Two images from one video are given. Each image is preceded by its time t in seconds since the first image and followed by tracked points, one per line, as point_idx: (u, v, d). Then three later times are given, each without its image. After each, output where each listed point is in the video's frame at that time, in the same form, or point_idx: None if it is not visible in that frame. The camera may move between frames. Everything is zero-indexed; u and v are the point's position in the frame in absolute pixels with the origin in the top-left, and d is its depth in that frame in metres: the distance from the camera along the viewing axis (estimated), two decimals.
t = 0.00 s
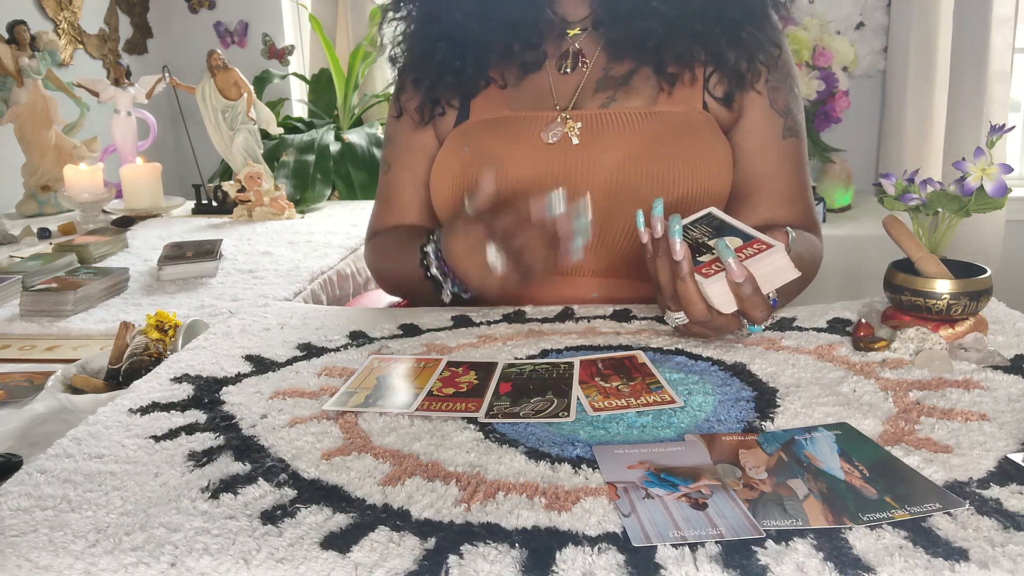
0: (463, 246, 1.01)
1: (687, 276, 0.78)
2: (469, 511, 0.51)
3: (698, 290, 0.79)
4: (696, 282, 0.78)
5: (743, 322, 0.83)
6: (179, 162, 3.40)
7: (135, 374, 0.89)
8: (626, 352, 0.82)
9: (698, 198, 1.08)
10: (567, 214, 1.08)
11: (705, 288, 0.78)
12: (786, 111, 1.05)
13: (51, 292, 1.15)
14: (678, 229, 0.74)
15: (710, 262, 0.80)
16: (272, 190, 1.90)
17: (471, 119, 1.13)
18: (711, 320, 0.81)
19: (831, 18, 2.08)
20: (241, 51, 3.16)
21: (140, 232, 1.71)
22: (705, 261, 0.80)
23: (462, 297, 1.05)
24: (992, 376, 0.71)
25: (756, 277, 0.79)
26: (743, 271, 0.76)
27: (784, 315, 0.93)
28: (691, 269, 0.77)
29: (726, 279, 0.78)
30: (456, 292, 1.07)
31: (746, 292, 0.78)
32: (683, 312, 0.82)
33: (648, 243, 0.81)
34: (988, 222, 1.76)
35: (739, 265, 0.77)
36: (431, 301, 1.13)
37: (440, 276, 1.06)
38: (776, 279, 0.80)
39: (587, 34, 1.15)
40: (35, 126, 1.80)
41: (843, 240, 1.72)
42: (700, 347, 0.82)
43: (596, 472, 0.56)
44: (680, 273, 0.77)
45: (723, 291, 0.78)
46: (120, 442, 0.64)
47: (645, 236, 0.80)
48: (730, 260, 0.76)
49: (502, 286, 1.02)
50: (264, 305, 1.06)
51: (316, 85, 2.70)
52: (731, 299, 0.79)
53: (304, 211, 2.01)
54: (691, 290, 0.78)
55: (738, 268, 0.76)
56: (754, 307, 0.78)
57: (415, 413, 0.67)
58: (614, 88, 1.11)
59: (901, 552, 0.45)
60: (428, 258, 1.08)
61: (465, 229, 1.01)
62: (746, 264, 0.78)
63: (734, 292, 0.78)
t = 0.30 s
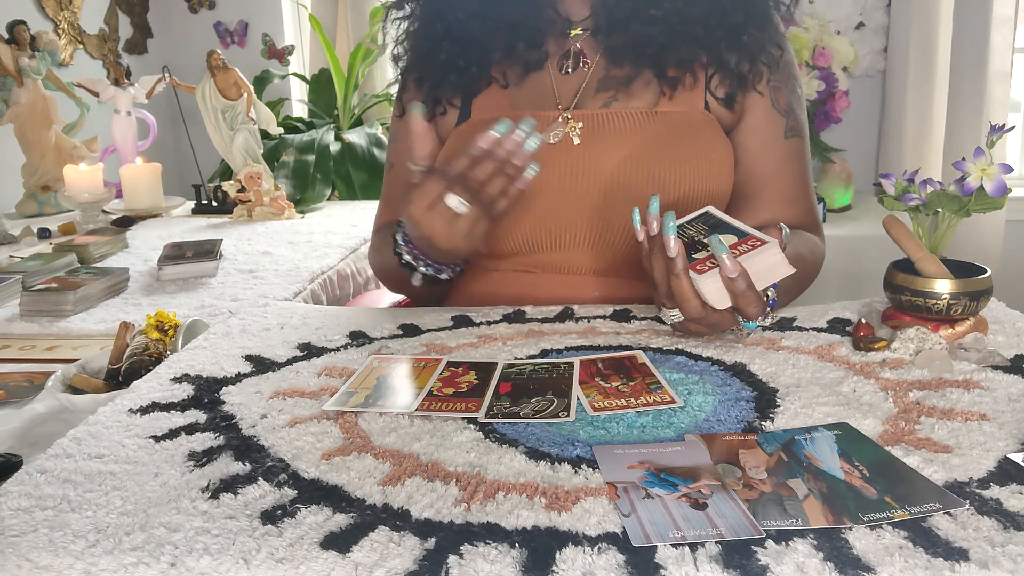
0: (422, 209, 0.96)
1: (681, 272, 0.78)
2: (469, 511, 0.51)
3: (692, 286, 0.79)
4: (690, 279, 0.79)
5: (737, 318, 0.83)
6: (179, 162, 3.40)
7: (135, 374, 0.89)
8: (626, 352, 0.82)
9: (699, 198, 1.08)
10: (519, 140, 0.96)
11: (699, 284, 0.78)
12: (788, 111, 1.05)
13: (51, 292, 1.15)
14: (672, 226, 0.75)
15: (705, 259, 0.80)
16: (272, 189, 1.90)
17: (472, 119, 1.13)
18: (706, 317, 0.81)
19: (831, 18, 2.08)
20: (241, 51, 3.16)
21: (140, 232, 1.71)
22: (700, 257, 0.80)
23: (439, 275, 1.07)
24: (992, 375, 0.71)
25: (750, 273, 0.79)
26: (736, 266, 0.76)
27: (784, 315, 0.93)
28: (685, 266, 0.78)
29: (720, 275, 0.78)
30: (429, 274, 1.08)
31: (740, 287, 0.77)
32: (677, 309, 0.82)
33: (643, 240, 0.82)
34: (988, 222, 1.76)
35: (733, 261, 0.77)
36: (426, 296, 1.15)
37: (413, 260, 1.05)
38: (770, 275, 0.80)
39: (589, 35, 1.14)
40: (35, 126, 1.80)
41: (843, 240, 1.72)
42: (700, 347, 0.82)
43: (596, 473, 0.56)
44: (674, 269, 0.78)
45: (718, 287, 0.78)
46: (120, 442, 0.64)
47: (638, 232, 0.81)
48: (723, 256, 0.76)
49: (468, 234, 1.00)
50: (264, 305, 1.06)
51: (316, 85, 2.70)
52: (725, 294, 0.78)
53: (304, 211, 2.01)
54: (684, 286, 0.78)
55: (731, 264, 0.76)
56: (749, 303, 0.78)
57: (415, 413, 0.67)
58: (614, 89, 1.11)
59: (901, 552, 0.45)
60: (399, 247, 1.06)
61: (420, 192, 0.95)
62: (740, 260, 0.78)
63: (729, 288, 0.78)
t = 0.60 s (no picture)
0: (442, 248, 0.97)
1: (681, 273, 0.78)
2: (469, 511, 0.51)
3: (692, 287, 0.79)
4: (690, 280, 0.79)
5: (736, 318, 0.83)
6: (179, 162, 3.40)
7: (135, 374, 0.89)
8: (626, 352, 0.82)
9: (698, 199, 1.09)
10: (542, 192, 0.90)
11: (698, 285, 0.78)
12: (787, 112, 1.05)
13: (51, 292, 1.15)
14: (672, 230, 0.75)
15: (703, 260, 0.80)
16: (272, 189, 1.90)
17: (471, 118, 1.13)
18: (706, 317, 0.81)
19: (831, 18, 2.08)
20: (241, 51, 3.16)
21: (140, 232, 1.71)
22: (699, 258, 0.81)
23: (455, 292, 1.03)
24: (992, 376, 0.71)
25: (749, 273, 0.79)
26: (736, 267, 0.76)
27: (785, 315, 0.93)
28: (684, 266, 0.78)
29: (720, 276, 0.78)
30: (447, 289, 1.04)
31: (740, 287, 0.78)
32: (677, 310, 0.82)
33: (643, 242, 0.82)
34: (988, 222, 1.76)
35: (732, 261, 0.77)
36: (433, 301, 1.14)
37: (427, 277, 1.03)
38: (768, 276, 0.80)
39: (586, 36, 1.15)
40: (35, 126, 1.80)
41: (843, 240, 1.72)
42: (700, 347, 0.82)
43: (596, 472, 0.56)
44: (674, 270, 0.78)
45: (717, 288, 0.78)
46: (120, 442, 0.64)
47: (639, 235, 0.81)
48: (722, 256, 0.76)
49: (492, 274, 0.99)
50: (264, 305, 1.06)
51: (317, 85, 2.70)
52: (725, 295, 0.78)
53: (304, 211, 2.01)
54: (684, 287, 0.78)
55: (731, 264, 0.76)
56: (749, 303, 0.78)
57: (415, 413, 0.67)
58: (612, 91, 1.12)
59: (901, 552, 0.45)
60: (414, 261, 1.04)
61: (443, 232, 0.96)
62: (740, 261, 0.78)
63: (729, 289, 0.78)
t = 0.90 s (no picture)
0: (453, 255, 0.97)
1: (681, 275, 0.78)
2: (469, 511, 0.51)
3: (693, 289, 0.79)
4: (690, 282, 0.79)
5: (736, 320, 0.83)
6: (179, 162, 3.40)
7: (135, 374, 0.89)
8: (626, 352, 0.82)
9: (698, 198, 1.09)
10: (564, 224, 0.97)
11: (698, 287, 0.78)
12: (786, 112, 1.05)
13: (51, 292, 1.15)
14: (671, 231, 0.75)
15: (703, 261, 0.80)
16: (272, 190, 1.90)
17: (471, 117, 1.13)
18: (706, 319, 0.81)
19: (831, 18, 2.08)
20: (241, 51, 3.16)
21: (140, 232, 1.71)
22: (699, 260, 0.81)
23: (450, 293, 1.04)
24: (992, 375, 0.71)
25: (749, 275, 0.79)
26: (736, 269, 0.77)
27: (785, 314, 0.93)
28: (684, 268, 0.78)
29: (719, 278, 0.78)
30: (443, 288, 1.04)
31: (740, 289, 0.78)
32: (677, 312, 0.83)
33: (643, 243, 0.82)
34: (988, 222, 1.76)
35: (732, 263, 0.77)
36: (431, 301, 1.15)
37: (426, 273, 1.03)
38: (768, 277, 0.80)
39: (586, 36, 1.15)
40: (35, 126, 1.80)
41: (842, 240, 1.72)
42: (700, 347, 0.82)
43: (597, 472, 0.56)
44: (674, 272, 0.78)
45: (717, 289, 0.78)
46: (120, 442, 0.64)
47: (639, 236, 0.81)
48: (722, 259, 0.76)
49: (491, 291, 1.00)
50: (264, 305, 1.06)
51: (317, 85, 2.70)
52: (725, 296, 0.79)
53: (304, 211, 2.01)
54: (684, 289, 0.78)
55: (730, 266, 0.77)
56: (750, 305, 0.79)
57: (415, 413, 0.67)
58: (611, 89, 1.11)
59: (901, 552, 0.45)
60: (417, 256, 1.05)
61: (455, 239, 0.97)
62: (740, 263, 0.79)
63: (729, 290, 0.78)
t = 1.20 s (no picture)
0: (435, 246, 0.97)
1: (679, 277, 0.78)
2: (469, 511, 0.51)
3: (691, 290, 0.79)
4: (688, 284, 0.79)
5: (736, 321, 0.83)
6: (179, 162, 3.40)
7: (135, 374, 0.89)
8: (626, 352, 0.82)
9: (697, 198, 1.09)
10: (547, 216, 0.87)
11: (697, 288, 0.78)
12: (785, 111, 1.05)
13: (51, 292, 1.15)
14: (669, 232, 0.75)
15: (703, 262, 0.80)
16: (272, 190, 1.90)
17: (470, 117, 1.13)
18: (705, 320, 0.81)
19: (831, 18, 2.08)
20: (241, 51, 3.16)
21: (140, 232, 1.71)
22: (698, 261, 0.81)
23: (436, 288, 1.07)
24: (992, 376, 0.71)
25: (747, 276, 0.79)
26: (734, 270, 0.76)
27: (785, 315, 0.93)
28: (682, 270, 0.78)
29: (718, 279, 0.78)
30: (431, 283, 1.08)
31: (739, 291, 0.77)
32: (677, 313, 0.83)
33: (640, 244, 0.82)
34: (987, 222, 1.76)
35: (730, 265, 0.77)
36: (429, 300, 1.14)
37: (415, 268, 1.06)
38: (767, 278, 0.80)
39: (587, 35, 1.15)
40: (35, 126, 1.80)
41: (843, 240, 1.72)
42: (700, 347, 0.82)
43: (597, 472, 0.56)
44: (673, 274, 0.78)
45: (716, 291, 0.78)
46: (120, 442, 0.64)
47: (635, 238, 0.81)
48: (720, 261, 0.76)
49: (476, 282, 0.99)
50: (264, 305, 1.06)
51: (317, 85, 2.70)
52: (724, 298, 0.79)
53: (304, 211, 2.01)
54: (683, 290, 0.78)
55: (729, 268, 0.76)
56: (749, 306, 0.78)
57: (415, 413, 0.67)
58: (611, 89, 1.11)
59: (901, 552, 0.45)
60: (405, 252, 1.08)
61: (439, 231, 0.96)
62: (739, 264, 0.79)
63: (728, 292, 0.78)
